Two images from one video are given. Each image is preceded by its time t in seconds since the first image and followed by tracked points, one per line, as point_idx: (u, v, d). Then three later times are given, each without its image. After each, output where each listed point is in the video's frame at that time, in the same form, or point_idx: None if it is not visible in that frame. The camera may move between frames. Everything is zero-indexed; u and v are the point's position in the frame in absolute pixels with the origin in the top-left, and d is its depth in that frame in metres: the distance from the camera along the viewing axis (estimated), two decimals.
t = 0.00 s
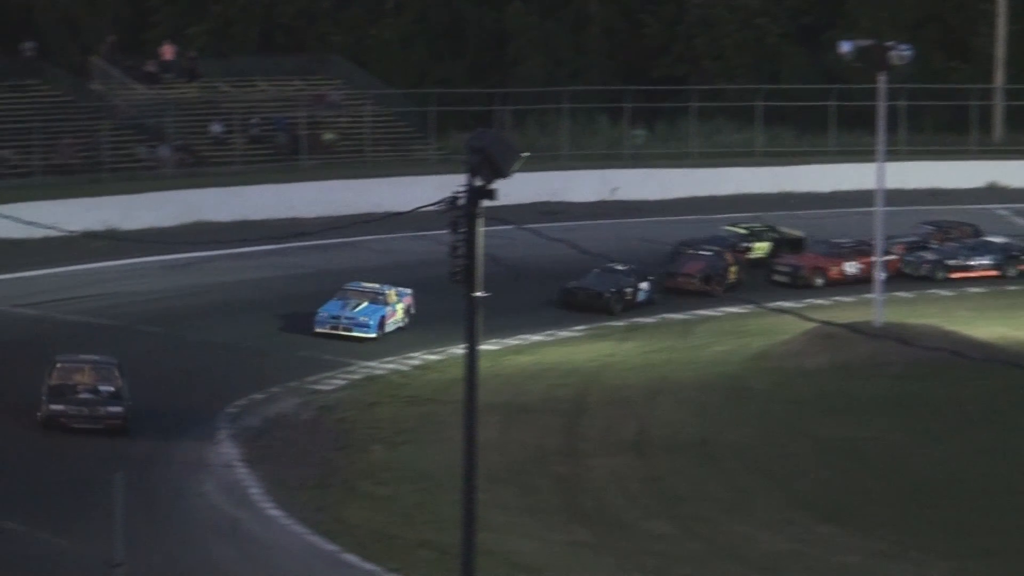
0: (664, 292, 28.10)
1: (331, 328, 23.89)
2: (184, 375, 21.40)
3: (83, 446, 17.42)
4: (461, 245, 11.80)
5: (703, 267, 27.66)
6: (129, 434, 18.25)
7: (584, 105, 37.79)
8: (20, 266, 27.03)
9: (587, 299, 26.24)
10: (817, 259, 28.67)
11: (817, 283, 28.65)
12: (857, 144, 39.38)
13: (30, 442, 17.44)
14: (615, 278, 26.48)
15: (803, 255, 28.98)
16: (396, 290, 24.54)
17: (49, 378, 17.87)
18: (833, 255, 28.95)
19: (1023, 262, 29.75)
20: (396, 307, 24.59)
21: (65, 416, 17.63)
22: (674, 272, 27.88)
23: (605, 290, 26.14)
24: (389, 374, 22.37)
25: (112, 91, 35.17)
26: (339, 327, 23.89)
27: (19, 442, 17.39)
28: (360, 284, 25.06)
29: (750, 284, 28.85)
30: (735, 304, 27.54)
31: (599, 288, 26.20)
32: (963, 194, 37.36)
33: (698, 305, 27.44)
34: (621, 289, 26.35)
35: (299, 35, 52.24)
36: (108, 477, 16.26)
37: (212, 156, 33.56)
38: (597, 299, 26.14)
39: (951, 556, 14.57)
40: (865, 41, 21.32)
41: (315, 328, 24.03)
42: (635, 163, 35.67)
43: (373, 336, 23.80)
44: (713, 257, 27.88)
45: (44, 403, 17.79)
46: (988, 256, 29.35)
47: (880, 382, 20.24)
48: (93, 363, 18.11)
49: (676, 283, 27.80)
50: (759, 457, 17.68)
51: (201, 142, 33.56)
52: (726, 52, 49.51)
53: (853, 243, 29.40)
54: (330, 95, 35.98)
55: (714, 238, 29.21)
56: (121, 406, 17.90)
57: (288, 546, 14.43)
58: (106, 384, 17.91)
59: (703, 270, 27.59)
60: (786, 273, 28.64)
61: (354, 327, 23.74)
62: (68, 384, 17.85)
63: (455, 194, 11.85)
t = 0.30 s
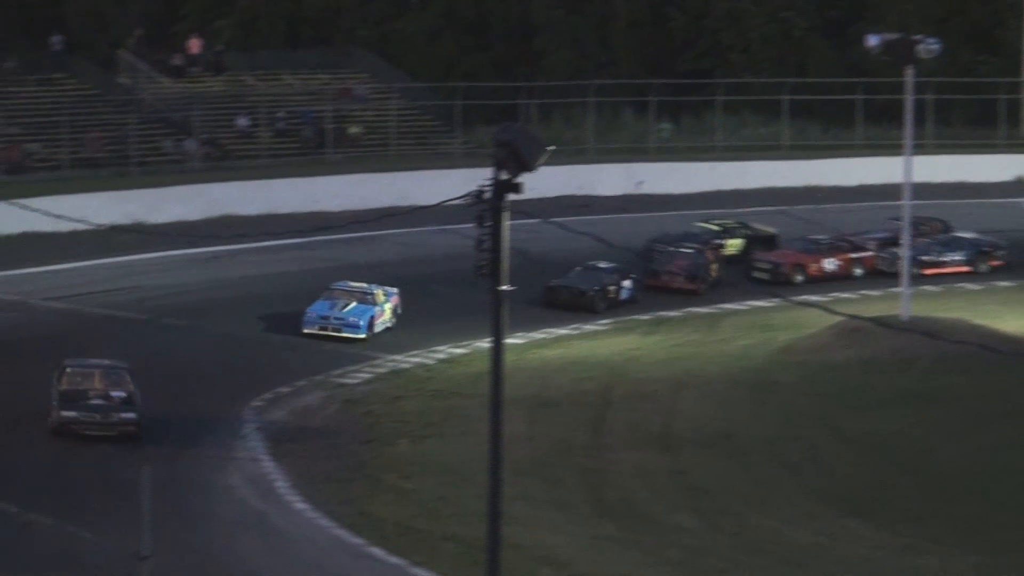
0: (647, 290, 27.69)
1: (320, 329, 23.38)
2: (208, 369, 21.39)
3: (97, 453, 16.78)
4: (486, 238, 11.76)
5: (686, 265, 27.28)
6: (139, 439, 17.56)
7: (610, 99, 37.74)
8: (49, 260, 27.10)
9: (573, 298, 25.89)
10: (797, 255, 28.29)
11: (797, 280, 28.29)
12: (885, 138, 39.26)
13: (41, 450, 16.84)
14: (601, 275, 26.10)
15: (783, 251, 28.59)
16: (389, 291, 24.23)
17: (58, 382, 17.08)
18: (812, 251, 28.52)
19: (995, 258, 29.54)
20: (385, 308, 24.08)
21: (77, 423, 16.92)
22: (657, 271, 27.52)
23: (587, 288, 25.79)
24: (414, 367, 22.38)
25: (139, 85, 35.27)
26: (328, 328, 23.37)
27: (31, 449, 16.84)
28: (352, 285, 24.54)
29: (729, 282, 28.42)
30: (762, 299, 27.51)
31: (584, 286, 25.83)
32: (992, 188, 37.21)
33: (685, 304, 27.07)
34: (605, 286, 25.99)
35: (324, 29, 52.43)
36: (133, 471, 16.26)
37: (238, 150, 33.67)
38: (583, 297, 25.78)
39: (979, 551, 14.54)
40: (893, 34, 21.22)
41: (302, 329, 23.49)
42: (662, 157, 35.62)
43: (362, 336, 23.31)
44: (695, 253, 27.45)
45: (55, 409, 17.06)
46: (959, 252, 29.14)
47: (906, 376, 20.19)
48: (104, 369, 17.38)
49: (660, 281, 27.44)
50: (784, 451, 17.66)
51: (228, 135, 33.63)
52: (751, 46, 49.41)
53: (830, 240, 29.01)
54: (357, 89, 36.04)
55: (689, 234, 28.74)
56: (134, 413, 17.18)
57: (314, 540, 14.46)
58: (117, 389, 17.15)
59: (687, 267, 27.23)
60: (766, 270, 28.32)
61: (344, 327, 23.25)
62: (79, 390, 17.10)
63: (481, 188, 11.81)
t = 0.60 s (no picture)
0: (636, 289, 27.39)
1: (313, 329, 23.01)
2: (225, 365, 21.42)
3: (107, 459, 16.36)
4: (503, 234, 11.74)
5: (676, 263, 27.01)
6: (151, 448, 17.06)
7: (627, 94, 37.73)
8: (66, 256, 27.15)
9: (560, 296, 25.54)
10: (783, 252, 27.87)
11: (784, 278, 27.91)
12: (903, 133, 39.23)
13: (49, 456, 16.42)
14: (590, 272, 25.77)
15: (769, 248, 28.18)
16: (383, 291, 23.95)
17: (65, 388, 16.67)
18: (799, 248, 28.07)
19: (976, 255, 29.33)
20: (379, 307, 23.70)
21: (86, 428, 16.47)
22: (645, 269, 27.29)
23: (575, 286, 25.46)
24: (431, 363, 22.40)
25: (157, 80, 35.31)
26: (321, 328, 23.00)
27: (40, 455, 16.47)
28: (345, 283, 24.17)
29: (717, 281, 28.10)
30: (778, 294, 27.49)
31: (573, 284, 25.50)
32: (1010, 184, 37.16)
33: (674, 302, 26.75)
34: (594, 284, 25.67)
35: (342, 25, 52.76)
36: (150, 468, 16.27)
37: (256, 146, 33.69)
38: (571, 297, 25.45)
39: (998, 546, 14.52)
40: (911, 30, 21.19)
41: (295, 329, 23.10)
42: (678, 153, 35.61)
43: (356, 336, 22.97)
44: (684, 250, 27.26)
45: (63, 415, 16.60)
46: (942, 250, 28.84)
47: (924, 370, 20.15)
48: (112, 373, 16.96)
49: (650, 280, 27.19)
50: (801, 447, 17.64)
51: (246, 132, 33.64)
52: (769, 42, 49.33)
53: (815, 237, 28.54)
54: (373, 85, 36.09)
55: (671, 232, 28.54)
56: (144, 417, 16.73)
57: (333, 536, 14.47)
58: (126, 394, 16.74)
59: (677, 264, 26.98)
60: (753, 268, 27.97)
61: (339, 328, 22.90)
62: (88, 394, 16.67)
63: (497, 184, 11.78)
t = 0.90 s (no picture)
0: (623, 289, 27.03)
1: (306, 330, 22.61)
2: (241, 361, 21.43)
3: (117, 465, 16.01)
4: (519, 230, 11.72)
5: (666, 263, 26.84)
6: (165, 453, 16.70)
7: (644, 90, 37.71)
8: (84, 252, 27.21)
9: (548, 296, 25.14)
10: (770, 250, 27.80)
11: (770, 276, 27.82)
12: (920, 129, 39.15)
13: (58, 461, 16.09)
14: (580, 271, 25.38)
15: (754, 246, 28.09)
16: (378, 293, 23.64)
17: (75, 393, 16.37)
18: (784, 246, 28.00)
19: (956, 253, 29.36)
20: (371, 308, 23.30)
21: (96, 434, 16.13)
22: (633, 269, 26.99)
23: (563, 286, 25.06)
24: (448, 359, 22.42)
25: (173, 76, 35.38)
26: (314, 329, 22.63)
27: (49, 459, 16.16)
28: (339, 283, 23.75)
29: (702, 280, 27.80)
30: (795, 290, 27.50)
31: (562, 284, 25.10)
32: None
33: (661, 302, 26.41)
34: (583, 284, 25.28)
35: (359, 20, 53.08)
36: (167, 464, 16.31)
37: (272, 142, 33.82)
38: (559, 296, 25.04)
39: (1014, 543, 14.49)
40: (928, 26, 21.12)
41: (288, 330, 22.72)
42: (695, 149, 35.58)
43: (350, 337, 22.58)
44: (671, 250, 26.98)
45: (72, 420, 16.27)
46: (924, 246, 28.92)
47: (940, 365, 20.11)
48: (122, 378, 16.60)
49: (638, 280, 26.91)
50: (818, 443, 17.62)
51: (262, 127, 33.77)
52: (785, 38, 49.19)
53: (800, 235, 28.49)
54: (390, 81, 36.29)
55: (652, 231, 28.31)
56: (155, 422, 16.35)
57: (348, 531, 14.49)
58: (136, 399, 16.37)
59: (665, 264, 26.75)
60: (739, 267, 27.78)
61: (332, 328, 22.53)
62: (97, 400, 16.33)
63: (513, 179, 11.75)
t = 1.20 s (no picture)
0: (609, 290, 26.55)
1: (297, 332, 22.19)
2: (256, 357, 21.45)
3: (128, 472, 15.69)
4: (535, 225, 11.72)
5: (655, 261, 26.48)
6: (173, 458, 16.39)
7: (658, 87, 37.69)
8: (99, 248, 27.24)
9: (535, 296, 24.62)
10: (753, 249, 27.54)
11: (754, 275, 27.54)
12: (935, 125, 39.06)
13: (65, 467, 15.75)
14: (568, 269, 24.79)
15: (737, 245, 27.83)
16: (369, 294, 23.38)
17: (82, 398, 15.97)
18: (767, 244, 27.74)
19: (939, 251, 29.14)
20: (362, 309, 22.92)
21: (106, 440, 15.77)
22: (620, 269, 26.65)
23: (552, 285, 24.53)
24: (462, 355, 22.44)
25: (188, 72, 35.42)
26: (306, 331, 22.22)
27: (57, 465, 15.80)
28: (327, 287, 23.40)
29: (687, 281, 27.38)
30: (810, 287, 27.50)
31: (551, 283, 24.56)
32: None
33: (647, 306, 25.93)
34: (572, 283, 24.73)
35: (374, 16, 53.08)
36: (182, 459, 16.43)
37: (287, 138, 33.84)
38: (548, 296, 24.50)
39: None
40: (944, 21, 21.07)
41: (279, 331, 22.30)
42: (710, 145, 35.56)
43: (342, 339, 22.17)
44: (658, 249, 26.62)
45: (81, 425, 15.88)
46: (908, 244, 28.66)
47: (956, 362, 20.07)
48: (130, 382, 16.23)
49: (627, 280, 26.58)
50: (832, 439, 17.61)
51: (276, 123, 33.78)
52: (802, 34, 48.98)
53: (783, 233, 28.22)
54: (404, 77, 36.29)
55: (632, 231, 28.09)
56: (165, 428, 16.02)
57: (362, 527, 14.51)
58: (145, 404, 16.01)
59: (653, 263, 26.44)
60: (722, 265, 27.54)
61: (324, 329, 22.12)
62: (105, 405, 15.94)
63: (528, 175, 11.73)
